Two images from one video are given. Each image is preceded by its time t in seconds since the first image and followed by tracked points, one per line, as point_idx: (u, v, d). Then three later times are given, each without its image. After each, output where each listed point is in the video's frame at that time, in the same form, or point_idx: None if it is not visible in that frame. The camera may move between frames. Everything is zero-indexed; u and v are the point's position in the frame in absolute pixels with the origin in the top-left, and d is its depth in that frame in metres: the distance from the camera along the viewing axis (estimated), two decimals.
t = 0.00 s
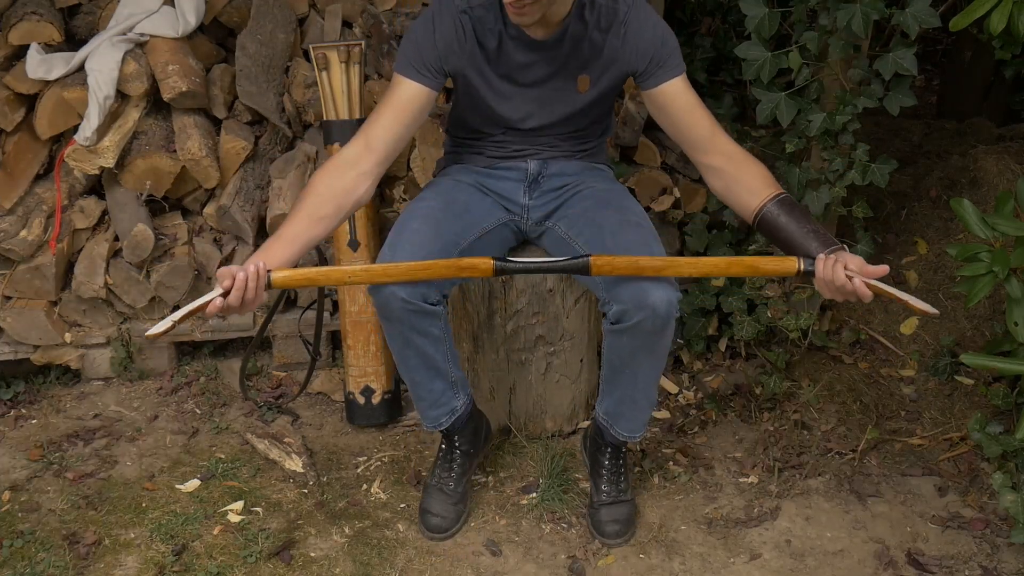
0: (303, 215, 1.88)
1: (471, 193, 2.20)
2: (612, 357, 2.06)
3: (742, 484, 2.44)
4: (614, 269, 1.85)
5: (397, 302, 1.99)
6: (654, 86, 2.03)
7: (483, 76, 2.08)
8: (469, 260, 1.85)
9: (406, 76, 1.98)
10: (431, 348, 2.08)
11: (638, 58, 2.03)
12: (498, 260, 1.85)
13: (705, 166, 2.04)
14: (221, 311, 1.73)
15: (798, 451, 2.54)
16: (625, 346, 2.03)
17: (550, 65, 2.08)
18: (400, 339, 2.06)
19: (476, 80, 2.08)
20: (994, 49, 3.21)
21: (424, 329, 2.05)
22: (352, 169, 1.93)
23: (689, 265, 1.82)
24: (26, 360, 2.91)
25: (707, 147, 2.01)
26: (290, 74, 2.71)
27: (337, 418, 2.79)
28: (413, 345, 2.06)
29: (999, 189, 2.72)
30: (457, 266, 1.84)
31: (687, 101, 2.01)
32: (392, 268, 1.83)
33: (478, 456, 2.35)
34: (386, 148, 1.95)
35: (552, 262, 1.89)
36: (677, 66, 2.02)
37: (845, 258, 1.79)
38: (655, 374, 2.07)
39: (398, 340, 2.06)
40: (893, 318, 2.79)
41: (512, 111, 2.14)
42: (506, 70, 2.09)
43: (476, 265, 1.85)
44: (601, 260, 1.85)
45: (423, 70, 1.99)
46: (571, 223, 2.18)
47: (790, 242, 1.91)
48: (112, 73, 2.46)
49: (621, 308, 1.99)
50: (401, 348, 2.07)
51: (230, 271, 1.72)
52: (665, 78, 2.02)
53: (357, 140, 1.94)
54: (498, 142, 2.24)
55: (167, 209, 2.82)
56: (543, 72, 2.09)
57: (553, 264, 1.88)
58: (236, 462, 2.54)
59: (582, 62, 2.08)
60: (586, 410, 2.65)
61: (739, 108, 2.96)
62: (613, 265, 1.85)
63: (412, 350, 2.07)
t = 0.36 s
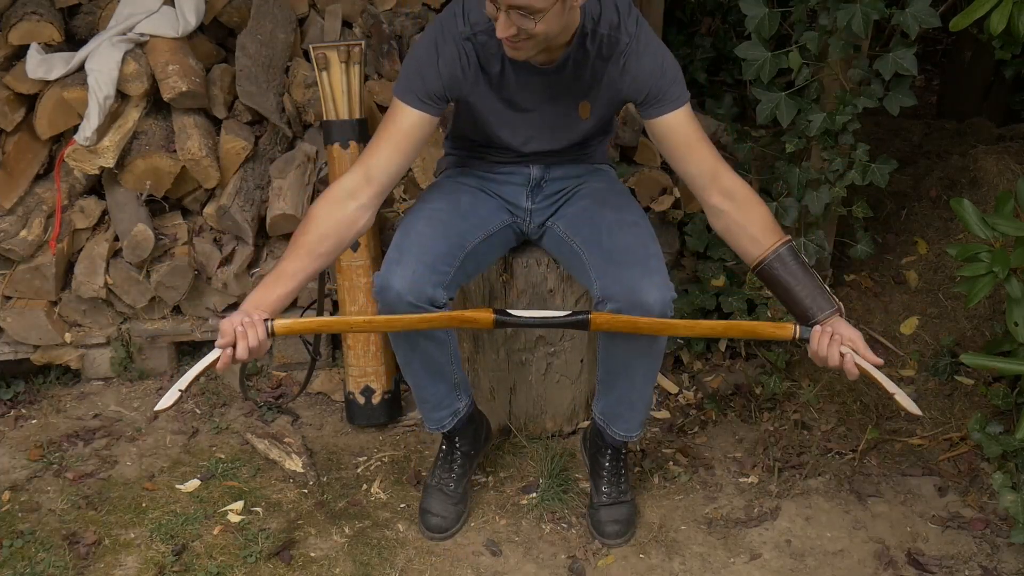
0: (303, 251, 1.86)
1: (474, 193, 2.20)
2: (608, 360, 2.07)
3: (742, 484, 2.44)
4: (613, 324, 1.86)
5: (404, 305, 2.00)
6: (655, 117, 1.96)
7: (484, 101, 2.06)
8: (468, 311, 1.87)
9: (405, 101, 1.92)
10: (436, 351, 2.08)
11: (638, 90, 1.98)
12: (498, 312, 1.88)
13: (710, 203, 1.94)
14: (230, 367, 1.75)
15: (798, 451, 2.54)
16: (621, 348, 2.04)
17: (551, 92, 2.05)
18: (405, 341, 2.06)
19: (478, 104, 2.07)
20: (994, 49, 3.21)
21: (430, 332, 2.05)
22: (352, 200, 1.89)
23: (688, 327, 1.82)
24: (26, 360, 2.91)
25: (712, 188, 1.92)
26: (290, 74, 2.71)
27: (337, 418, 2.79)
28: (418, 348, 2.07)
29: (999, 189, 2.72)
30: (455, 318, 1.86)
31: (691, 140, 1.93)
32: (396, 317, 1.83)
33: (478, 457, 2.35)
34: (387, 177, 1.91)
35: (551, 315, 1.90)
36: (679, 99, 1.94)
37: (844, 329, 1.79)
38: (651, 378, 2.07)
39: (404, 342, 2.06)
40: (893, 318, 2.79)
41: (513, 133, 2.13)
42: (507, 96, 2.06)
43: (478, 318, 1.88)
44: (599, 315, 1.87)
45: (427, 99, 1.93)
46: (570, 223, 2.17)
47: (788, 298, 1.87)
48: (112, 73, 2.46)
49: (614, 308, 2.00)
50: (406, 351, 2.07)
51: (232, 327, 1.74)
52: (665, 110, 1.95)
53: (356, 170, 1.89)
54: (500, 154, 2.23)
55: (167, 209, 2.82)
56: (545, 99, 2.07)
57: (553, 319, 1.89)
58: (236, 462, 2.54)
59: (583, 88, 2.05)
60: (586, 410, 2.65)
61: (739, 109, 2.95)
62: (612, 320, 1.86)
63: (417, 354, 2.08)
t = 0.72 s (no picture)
0: (301, 250, 1.85)
1: (475, 196, 2.20)
2: (606, 364, 2.07)
3: (742, 484, 2.44)
4: (607, 330, 1.87)
5: (404, 309, 2.00)
6: (653, 120, 1.94)
7: (482, 102, 2.07)
8: (464, 319, 1.87)
9: (405, 104, 1.92)
10: (436, 353, 2.08)
11: (635, 93, 1.96)
12: (493, 319, 1.87)
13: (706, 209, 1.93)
14: (226, 369, 1.75)
15: (798, 451, 2.54)
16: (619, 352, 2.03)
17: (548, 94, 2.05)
18: (406, 345, 2.06)
19: (475, 106, 2.07)
20: (994, 49, 3.21)
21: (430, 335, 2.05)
22: (349, 201, 1.88)
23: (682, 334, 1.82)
24: (25, 360, 2.91)
25: (708, 190, 1.90)
26: (290, 74, 2.71)
27: (337, 418, 2.79)
28: (418, 351, 2.07)
29: (1000, 189, 2.72)
30: (451, 325, 1.86)
31: (688, 142, 1.91)
32: (395, 327, 1.83)
33: (479, 457, 2.35)
34: (385, 180, 1.90)
35: (547, 322, 1.89)
36: (677, 103, 1.92)
37: (836, 335, 1.80)
38: (650, 381, 2.07)
39: (404, 346, 2.06)
40: (893, 318, 2.79)
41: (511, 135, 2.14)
42: (506, 98, 2.06)
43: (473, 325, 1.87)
44: (595, 321, 1.87)
45: (424, 99, 1.93)
46: (569, 226, 2.17)
47: (783, 302, 1.87)
48: (112, 73, 2.46)
49: (613, 311, 2.01)
50: (406, 355, 2.07)
51: (229, 331, 1.74)
52: (664, 113, 1.92)
53: (352, 172, 1.88)
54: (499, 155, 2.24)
55: (167, 209, 2.82)
56: (542, 100, 2.07)
57: (548, 327, 1.88)
58: (236, 462, 2.54)
59: (581, 90, 2.05)
60: (586, 410, 2.65)
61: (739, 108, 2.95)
62: (607, 326, 1.86)
63: (417, 357, 2.08)
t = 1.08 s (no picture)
0: (302, 249, 1.85)
1: (476, 196, 2.20)
2: (607, 363, 2.07)
3: (742, 484, 2.44)
4: (609, 331, 1.87)
5: (405, 311, 2.00)
6: (654, 117, 1.94)
7: (482, 101, 2.07)
8: (466, 320, 1.87)
9: (407, 102, 1.92)
10: (437, 355, 2.08)
11: (637, 89, 1.96)
12: (495, 320, 1.87)
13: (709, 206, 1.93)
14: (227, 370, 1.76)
15: (797, 451, 2.54)
16: (620, 352, 2.04)
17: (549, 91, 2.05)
18: (407, 347, 2.06)
19: (477, 106, 2.07)
20: (994, 49, 3.21)
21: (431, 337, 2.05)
22: (350, 200, 1.88)
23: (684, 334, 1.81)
24: (25, 360, 2.90)
25: (710, 186, 1.90)
26: (290, 74, 2.71)
27: (337, 418, 2.79)
28: (419, 353, 2.07)
29: (1000, 189, 2.72)
30: (452, 326, 1.86)
31: (690, 138, 1.91)
32: (397, 329, 1.83)
33: (479, 458, 2.36)
34: (387, 179, 1.90)
35: (548, 322, 1.89)
36: (678, 99, 1.92)
37: (837, 330, 1.81)
38: (651, 381, 2.07)
39: (406, 347, 2.06)
40: (893, 318, 2.79)
41: (512, 134, 2.14)
42: (507, 96, 2.06)
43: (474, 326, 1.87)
44: (596, 322, 1.87)
45: (425, 97, 1.93)
46: (570, 227, 2.17)
47: (786, 297, 1.87)
48: (112, 73, 2.46)
49: (615, 311, 2.01)
50: (407, 356, 2.07)
51: (231, 333, 1.74)
52: (665, 109, 1.92)
53: (353, 170, 1.87)
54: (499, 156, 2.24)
55: (167, 209, 2.82)
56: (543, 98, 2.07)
57: (550, 327, 1.88)
58: (236, 462, 2.54)
59: (582, 87, 2.05)
60: (586, 411, 2.65)
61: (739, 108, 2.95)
62: (608, 326, 1.86)
63: (418, 358, 2.07)
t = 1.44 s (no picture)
0: (303, 242, 1.85)
1: (476, 193, 2.20)
2: (611, 348, 2.09)
3: (742, 484, 2.44)
4: (614, 323, 1.86)
5: (406, 308, 1.99)
6: (653, 109, 1.94)
7: (481, 94, 2.07)
8: (470, 314, 1.86)
9: (406, 93, 1.92)
10: (438, 352, 2.08)
11: (634, 80, 1.96)
12: (499, 314, 1.86)
13: (709, 198, 1.93)
14: (229, 366, 1.75)
15: (797, 451, 2.54)
16: (622, 339, 2.05)
17: (547, 84, 2.05)
18: (408, 345, 2.05)
19: (476, 99, 2.07)
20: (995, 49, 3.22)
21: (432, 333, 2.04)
22: (349, 193, 1.88)
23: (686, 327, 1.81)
24: (25, 360, 2.91)
25: (710, 178, 1.91)
26: (290, 74, 2.71)
27: (337, 418, 2.79)
28: (420, 351, 2.06)
29: (1000, 189, 2.72)
30: (456, 321, 1.85)
31: (689, 130, 1.91)
32: (400, 322, 1.83)
33: (478, 457, 2.36)
34: (386, 170, 1.91)
35: (551, 316, 1.88)
36: (677, 90, 1.92)
37: (839, 322, 1.81)
38: (655, 368, 2.09)
39: (407, 345, 2.06)
40: (893, 318, 2.79)
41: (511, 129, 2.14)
42: (506, 89, 2.06)
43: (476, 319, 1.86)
44: (600, 315, 1.86)
45: (424, 88, 1.93)
46: (569, 221, 2.17)
47: (786, 290, 1.88)
48: (112, 73, 2.46)
49: (616, 300, 2.01)
50: (409, 353, 2.07)
51: (234, 329, 1.73)
52: (664, 101, 1.93)
53: (352, 162, 1.88)
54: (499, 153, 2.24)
55: (167, 209, 2.82)
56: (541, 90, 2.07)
57: (553, 322, 1.87)
58: (236, 462, 2.54)
59: (580, 80, 2.05)
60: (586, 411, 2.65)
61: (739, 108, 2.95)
62: (613, 318, 1.85)
63: (419, 355, 2.07)
